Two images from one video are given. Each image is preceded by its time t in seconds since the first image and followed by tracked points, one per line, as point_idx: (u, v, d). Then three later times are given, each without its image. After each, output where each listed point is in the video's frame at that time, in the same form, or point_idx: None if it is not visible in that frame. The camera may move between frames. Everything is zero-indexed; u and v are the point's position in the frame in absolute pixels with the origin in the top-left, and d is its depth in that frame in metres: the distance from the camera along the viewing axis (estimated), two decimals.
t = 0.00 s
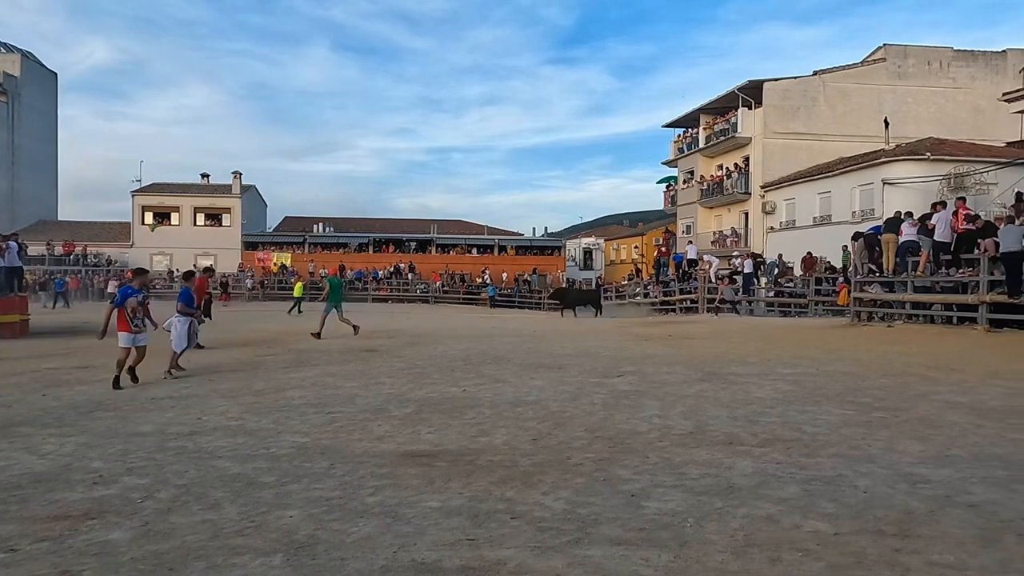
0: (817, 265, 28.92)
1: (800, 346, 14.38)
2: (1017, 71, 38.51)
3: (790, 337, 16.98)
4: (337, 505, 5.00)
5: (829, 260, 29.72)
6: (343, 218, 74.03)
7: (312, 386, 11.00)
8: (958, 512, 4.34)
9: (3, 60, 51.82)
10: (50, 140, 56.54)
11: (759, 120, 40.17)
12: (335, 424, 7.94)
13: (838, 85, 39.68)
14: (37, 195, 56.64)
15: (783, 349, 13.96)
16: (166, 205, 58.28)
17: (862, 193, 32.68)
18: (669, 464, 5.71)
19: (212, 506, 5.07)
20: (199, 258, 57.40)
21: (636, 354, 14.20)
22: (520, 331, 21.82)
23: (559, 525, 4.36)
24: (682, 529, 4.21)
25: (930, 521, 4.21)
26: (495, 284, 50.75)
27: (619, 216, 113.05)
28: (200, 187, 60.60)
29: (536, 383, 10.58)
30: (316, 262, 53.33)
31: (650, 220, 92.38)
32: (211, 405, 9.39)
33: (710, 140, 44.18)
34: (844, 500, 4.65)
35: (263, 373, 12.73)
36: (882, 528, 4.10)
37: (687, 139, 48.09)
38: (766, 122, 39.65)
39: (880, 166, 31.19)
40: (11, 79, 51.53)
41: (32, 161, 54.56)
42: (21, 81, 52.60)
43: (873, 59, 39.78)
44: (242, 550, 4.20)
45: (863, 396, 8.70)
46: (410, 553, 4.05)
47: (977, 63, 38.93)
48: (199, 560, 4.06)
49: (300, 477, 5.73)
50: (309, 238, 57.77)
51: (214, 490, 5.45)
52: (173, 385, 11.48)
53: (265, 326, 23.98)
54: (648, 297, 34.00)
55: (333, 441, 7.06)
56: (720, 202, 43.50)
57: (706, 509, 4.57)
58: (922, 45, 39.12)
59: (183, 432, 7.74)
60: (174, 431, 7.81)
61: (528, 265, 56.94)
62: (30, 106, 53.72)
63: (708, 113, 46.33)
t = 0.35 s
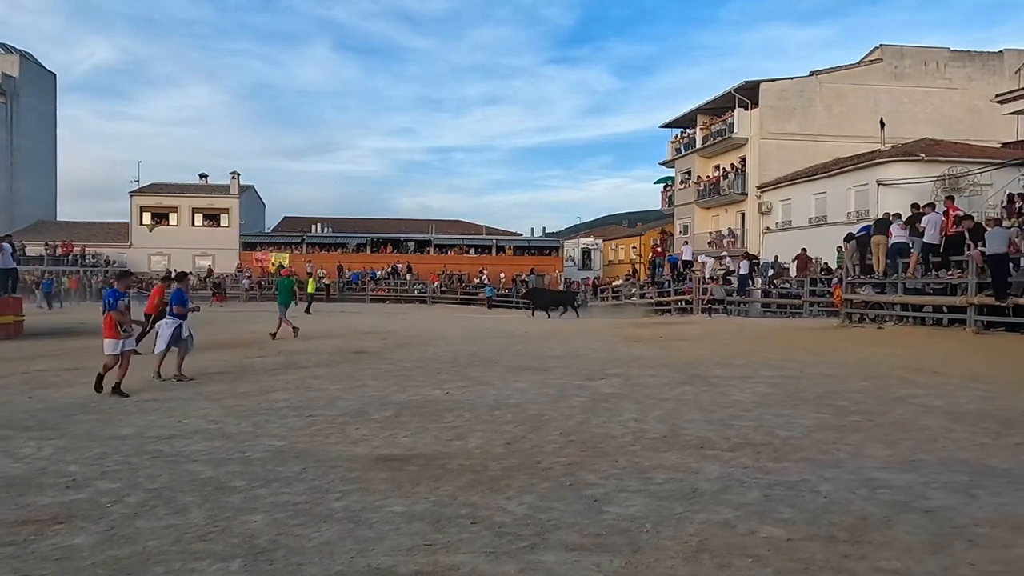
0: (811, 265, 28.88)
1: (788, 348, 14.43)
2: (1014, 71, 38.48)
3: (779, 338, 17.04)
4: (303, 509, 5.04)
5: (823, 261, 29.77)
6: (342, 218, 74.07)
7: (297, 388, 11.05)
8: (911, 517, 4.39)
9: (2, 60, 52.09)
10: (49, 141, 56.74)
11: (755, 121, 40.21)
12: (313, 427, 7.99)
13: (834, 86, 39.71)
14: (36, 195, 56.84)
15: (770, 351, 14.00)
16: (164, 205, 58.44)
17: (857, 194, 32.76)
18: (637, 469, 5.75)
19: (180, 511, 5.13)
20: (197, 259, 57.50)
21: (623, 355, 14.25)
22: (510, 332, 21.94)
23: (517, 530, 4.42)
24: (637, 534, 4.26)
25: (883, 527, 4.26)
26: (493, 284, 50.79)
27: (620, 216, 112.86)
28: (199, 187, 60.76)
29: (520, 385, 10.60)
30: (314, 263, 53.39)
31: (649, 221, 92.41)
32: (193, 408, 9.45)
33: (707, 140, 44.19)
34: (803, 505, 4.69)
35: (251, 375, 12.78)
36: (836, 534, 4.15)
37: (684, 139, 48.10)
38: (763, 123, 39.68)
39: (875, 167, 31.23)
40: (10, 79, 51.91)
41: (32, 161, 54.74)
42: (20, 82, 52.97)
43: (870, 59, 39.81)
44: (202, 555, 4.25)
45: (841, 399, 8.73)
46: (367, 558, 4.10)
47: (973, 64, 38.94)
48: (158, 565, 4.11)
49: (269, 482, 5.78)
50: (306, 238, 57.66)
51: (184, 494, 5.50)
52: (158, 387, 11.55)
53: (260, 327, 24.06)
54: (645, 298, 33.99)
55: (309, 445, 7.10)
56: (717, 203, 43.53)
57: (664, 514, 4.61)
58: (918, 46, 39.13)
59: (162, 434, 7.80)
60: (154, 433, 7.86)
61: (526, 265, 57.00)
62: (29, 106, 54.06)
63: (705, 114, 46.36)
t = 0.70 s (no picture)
0: (809, 264, 28.82)
1: (782, 347, 14.34)
2: (1013, 71, 38.36)
3: (774, 337, 16.96)
4: (274, 508, 4.98)
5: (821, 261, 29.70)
6: (342, 218, 74.05)
7: (285, 387, 11.00)
8: (887, 517, 4.33)
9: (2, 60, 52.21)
10: (49, 140, 56.77)
11: (754, 120, 40.13)
12: (296, 426, 7.93)
13: (833, 85, 39.62)
14: (36, 194, 56.87)
15: (763, 350, 13.93)
16: (164, 204, 58.48)
17: (856, 193, 32.68)
18: (615, 468, 5.69)
19: (151, 509, 5.08)
20: (196, 258, 57.45)
21: (615, 355, 14.18)
22: (505, 331, 21.87)
23: (487, 530, 4.36)
24: (608, 534, 4.20)
25: (858, 527, 4.19)
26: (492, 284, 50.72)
27: (622, 216, 112.71)
28: (198, 186, 60.76)
29: (508, 384, 10.54)
30: (313, 262, 53.34)
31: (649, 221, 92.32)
32: (178, 406, 9.40)
33: (706, 140, 44.12)
34: (778, 504, 4.63)
35: (240, 374, 12.73)
36: (808, 534, 4.09)
37: (683, 138, 48.04)
38: (761, 122, 39.60)
39: (873, 166, 31.17)
40: (10, 78, 52.00)
41: (31, 161, 54.80)
42: (20, 81, 53.05)
43: (869, 58, 39.71)
44: (167, 554, 4.20)
45: (829, 398, 8.66)
46: (333, 557, 4.05)
47: (973, 62, 38.82)
48: (121, 564, 4.06)
49: (244, 481, 5.72)
50: (305, 238, 57.22)
51: (157, 493, 5.45)
52: (146, 386, 11.50)
53: (256, 326, 24.02)
54: (642, 296, 33.91)
55: (289, 444, 7.03)
56: (716, 202, 43.45)
57: (638, 514, 4.55)
58: (917, 45, 39.02)
59: (144, 433, 7.75)
60: (136, 432, 7.80)
61: (525, 264, 56.95)
62: (29, 106, 54.16)
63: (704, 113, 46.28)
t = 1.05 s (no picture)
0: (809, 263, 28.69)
1: (776, 346, 14.21)
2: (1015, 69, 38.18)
3: (770, 337, 16.83)
4: (240, 511, 4.88)
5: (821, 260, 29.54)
6: (343, 217, 73.98)
7: (271, 386, 10.88)
8: (864, 520, 4.22)
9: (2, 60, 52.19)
10: (49, 139, 56.82)
11: (754, 118, 39.98)
12: (277, 426, 7.82)
13: (834, 84, 39.44)
14: (37, 194, 56.88)
15: (757, 349, 13.80)
16: (163, 204, 58.47)
17: (856, 192, 32.53)
18: (593, 470, 5.57)
19: (115, 511, 4.98)
20: (196, 257, 57.41)
21: (608, 354, 14.06)
22: (500, 330, 21.78)
23: (453, 534, 4.26)
24: (576, 538, 4.09)
25: (833, 532, 4.08)
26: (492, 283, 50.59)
27: (624, 215, 112.50)
28: (198, 186, 60.74)
29: (496, 384, 10.43)
30: (313, 262, 53.28)
31: (651, 220, 92.11)
32: (161, 406, 9.30)
33: (706, 139, 43.95)
34: (754, 508, 4.51)
35: (230, 373, 12.64)
36: (780, 539, 3.98)
37: (684, 138, 47.89)
38: (762, 121, 39.45)
39: (872, 164, 31.05)
40: (10, 78, 52.04)
41: (32, 160, 54.78)
42: (21, 81, 53.07)
43: (870, 57, 39.53)
44: (123, 559, 4.10)
45: (818, 398, 8.54)
46: (293, 561, 3.96)
47: (975, 61, 38.63)
48: (75, 569, 3.96)
49: (213, 482, 5.62)
50: (306, 238, 57.16)
51: (125, 494, 5.36)
52: (134, 386, 11.41)
53: (252, 326, 23.92)
54: (641, 296, 33.82)
55: (267, 444, 6.93)
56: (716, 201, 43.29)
57: (609, 517, 4.44)
58: (919, 43, 38.84)
59: (122, 433, 7.66)
60: (114, 432, 7.71)
61: (525, 263, 56.84)
62: (30, 105, 54.20)
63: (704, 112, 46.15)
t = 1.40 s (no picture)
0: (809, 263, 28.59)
1: (773, 346, 14.11)
2: (1018, 68, 38.05)
3: (768, 336, 16.74)
4: (215, 511, 4.82)
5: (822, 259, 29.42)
6: (345, 216, 73.91)
7: (262, 385, 10.82)
8: (845, 523, 4.15)
9: (4, 59, 52.25)
10: (52, 139, 56.90)
11: (755, 117, 39.86)
12: (263, 425, 7.75)
13: (836, 83, 39.30)
14: (40, 193, 56.96)
15: (754, 349, 13.71)
16: (165, 203, 58.48)
17: (857, 191, 32.43)
18: (576, 471, 5.50)
19: (90, 511, 4.92)
20: (198, 256, 57.44)
21: (604, 354, 13.99)
22: (498, 330, 21.71)
23: (427, 536, 4.19)
24: (553, 541, 4.02)
25: (813, 534, 4.01)
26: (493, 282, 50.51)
27: (627, 215, 112.29)
28: (200, 185, 60.76)
29: (489, 383, 10.36)
30: (314, 261, 53.25)
31: (653, 219, 91.98)
32: (149, 405, 9.25)
33: (708, 138, 43.81)
34: (735, 510, 4.44)
35: (222, 372, 12.59)
36: (759, 542, 3.91)
37: (685, 137, 47.74)
38: (763, 120, 39.33)
39: (874, 163, 30.97)
40: (13, 77, 52.12)
41: (34, 159, 54.79)
42: (24, 80, 53.15)
43: (872, 55, 39.38)
44: (92, 559, 4.04)
45: (811, 399, 8.46)
46: (264, 563, 3.90)
47: (978, 60, 38.48)
48: (43, 570, 3.91)
49: (192, 482, 5.56)
50: (307, 237, 57.18)
51: (101, 494, 5.30)
52: (125, 384, 11.36)
53: (250, 325, 23.87)
54: (641, 295, 33.74)
55: (251, 444, 6.87)
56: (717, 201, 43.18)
57: (587, 519, 4.37)
58: (922, 42, 38.68)
59: (107, 432, 7.61)
60: (100, 431, 7.65)
61: (527, 262, 56.77)
62: (32, 104, 54.28)
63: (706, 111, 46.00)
